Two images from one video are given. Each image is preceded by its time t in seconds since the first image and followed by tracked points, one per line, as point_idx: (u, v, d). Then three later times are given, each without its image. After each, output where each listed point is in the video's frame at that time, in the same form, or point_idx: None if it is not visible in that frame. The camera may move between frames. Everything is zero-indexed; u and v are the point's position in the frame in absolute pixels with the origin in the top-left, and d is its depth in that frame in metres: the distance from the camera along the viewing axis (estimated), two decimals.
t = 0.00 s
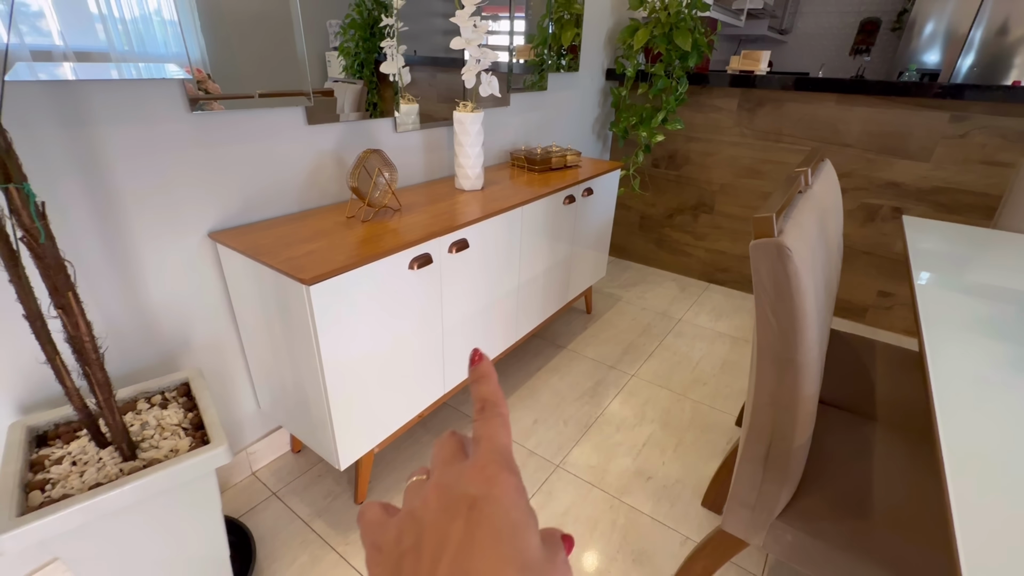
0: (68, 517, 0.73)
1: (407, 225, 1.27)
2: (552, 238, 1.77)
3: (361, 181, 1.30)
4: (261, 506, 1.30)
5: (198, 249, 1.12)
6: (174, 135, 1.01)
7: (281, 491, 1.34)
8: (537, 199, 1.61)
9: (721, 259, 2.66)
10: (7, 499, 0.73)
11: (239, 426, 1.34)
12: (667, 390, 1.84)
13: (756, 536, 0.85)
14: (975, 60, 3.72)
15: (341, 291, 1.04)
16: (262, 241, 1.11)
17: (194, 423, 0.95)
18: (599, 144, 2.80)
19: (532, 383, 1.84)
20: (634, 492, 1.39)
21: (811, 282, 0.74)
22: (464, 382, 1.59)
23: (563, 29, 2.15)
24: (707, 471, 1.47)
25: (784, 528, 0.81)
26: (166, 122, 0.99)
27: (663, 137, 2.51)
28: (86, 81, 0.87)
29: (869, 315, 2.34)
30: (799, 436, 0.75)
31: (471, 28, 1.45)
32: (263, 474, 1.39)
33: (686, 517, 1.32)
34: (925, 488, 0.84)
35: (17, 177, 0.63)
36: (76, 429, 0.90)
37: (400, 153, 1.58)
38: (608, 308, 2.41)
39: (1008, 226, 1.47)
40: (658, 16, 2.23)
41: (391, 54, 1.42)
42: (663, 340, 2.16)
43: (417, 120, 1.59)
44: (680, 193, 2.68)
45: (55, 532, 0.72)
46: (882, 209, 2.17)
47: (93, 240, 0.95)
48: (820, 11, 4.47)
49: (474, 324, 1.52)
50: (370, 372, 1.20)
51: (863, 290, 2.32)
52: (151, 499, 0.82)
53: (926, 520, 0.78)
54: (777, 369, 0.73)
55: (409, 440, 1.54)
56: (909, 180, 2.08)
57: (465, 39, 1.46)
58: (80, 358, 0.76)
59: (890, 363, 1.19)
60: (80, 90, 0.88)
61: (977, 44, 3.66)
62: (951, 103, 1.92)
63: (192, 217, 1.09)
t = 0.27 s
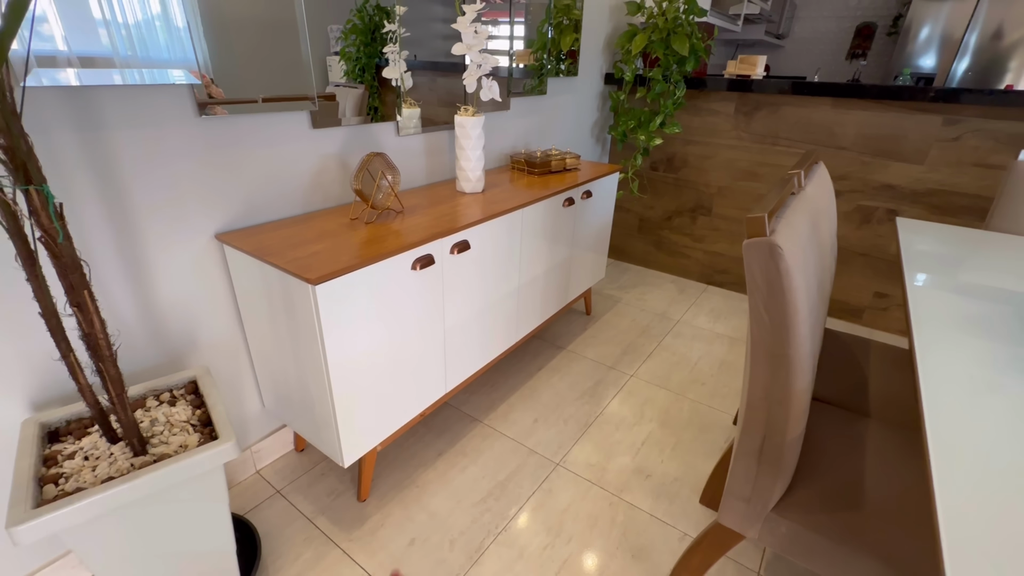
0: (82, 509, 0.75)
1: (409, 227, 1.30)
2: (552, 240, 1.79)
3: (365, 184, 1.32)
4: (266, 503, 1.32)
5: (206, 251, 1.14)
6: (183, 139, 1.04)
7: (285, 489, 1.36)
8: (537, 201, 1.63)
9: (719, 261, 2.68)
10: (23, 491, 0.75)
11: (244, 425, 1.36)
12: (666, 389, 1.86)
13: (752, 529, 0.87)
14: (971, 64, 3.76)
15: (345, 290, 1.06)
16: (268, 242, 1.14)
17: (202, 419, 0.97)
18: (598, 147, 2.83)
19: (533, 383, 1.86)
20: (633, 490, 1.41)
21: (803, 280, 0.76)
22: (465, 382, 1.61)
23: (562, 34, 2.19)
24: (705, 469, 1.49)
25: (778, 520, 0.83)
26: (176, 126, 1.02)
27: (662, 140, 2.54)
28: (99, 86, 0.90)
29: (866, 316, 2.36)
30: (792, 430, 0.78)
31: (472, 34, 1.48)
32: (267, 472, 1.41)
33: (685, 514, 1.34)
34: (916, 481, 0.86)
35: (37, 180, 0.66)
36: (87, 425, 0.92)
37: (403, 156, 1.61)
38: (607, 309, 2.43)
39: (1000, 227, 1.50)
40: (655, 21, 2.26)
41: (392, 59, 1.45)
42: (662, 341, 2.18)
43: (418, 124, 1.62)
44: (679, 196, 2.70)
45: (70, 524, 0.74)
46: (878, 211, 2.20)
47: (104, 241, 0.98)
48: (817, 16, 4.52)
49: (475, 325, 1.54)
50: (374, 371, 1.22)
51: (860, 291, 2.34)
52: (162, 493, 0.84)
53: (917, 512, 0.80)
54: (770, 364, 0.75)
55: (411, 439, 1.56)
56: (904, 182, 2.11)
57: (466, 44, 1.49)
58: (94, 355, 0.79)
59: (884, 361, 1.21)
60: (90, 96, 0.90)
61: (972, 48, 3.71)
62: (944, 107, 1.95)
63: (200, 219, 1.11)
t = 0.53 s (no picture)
0: (109, 489, 0.79)
1: (413, 226, 1.35)
2: (551, 240, 1.85)
3: (371, 185, 1.37)
4: (274, 494, 1.36)
5: (219, 248, 1.19)
6: (200, 140, 1.08)
7: (293, 480, 1.40)
8: (537, 202, 1.69)
9: (714, 262, 2.74)
10: (52, 472, 0.79)
11: (252, 418, 1.40)
12: (662, 386, 1.91)
13: (741, 510, 0.91)
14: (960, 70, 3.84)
15: (354, 285, 1.11)
16: (279, 239, 1.18)
17: (217, 408, 1.01)
18: (595, 151, 2.89)
19: (532, 380, 1.91)
20: (630, 481, 1.46)
21: (788, 273, 0.81)
22: (466, 377, 1.66)
23: (561, 40, 2.25)
24: (699, 462, 1.54)
25: (766, 501, 0.88)
26: (194, 128, 1.07)
27: (657, 143, 2.60)
28: (124, 91, 0.95)
29: (856, 315, 2.42)
30: (778, 414, 0.83)
31: (474, 41, 1.54)
32: (274, 464, 1.45)
33: (680, 503, 1.39)
34: (896, 464, 0.91)
35: (73, 178, 0.70)
36: (107, 413, 0.96)
37: (407, 159, 1.66)
38: (605, 309, 2.49)
39: (982, 227, 1.56)
40: (651, 29, 2.33)
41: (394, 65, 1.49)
42: (658, 339, 2.23)
43: (421, 127, 1.67)
44: (674, 198, 2.76)
45: (97, 503, 0.79)
46: (868, 213, 2.26)
47: (125, 238, 1.02)
48: (810, 23, 4.61)
49: (477, 322, 1.59)
50: (379, 365, 1.26)
51: (851, 291, 2.40)
52: (182, 476, 0.88)
53: (896, 492, 0.85)
54: (758, 352, 0.80)
55: (414, 433, 1.60)
56: (892, 185, 2.17)
57: (469, 51, 1.55)
58: (120, 344, 0.83)
59: (869, 355, 1.26)
60: (113, 99, 0.94)
61: (962, 55, 3.85)
62: (930, 112, 2.02)
63: (214, 218, 1.16)
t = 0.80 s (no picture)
0: (153, 454, 0.86)
1: (425, 220, 1.42)
2: (555, 236, 1.92)
3: (386, 181, 1.46)
4: (292, 474, 1.43)
5: (244, 239, 1.26)
6: (229, 138, 1.16)
7: (309, 462, 1.47)
8: (541, 199, 1.76)
9: (713, 260, 2.81)
10: (100, 439, 0.87)
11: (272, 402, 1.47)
12: (661, 377, 1.98)
13: (734, 481, 0.98)
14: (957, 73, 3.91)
15: (372, 273, 1.18)
16: (301, 231, 1.26)
17: (245, 386, 1.09)
18: (597, 151, 2.97)
19: (536, 371, 1.98)
20: (631, 464, 1.53)
21: (776, 259, 0.88)
22: (474, 366, 1.73)
23: (564, 44, 2.32)
24: (697, 447, 1.61)
25: (756, 471, 0.94)
26: (223, 126, 1.14)
27: (658, 144, 2.67)
28: (161, 91, 1.02)
29: (852, 311, 2.49)
30: (767, 389, 0.89)
31: (483, 45, 1.61)
32: (291, 447, 1.52)
33: (678, 485, 1.46)
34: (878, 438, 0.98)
35: (127, 169, 0.78)
36: (145, 390, 1.04)
37: (418, 157, 1.74)
38: (606, 305, 2.56)
39: (969, 223, 1.63)
40: (652, 33, 2.40)
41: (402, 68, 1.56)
42: (658, 333, 2.30)
43: (431, 127, 1.74)
44: (675, 197, 2.83)
45: (142, 467, 0.86)
46: (862, 211, 2.33)
47: (160, 228, 1.10)
48: (809, 27, 4.69)
49: (484, 313, 1.66)
50: (394, 351, 1.34)
51: (846, 287, 2.47)
52: (216, 446, 0.96)
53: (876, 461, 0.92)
54: (748, 331, 0.87)
55: (424, 419, 1.67)
56: (886, 184, 2.24)
57: (478, 54, 1.63)
58: (163, 322, 0.91)
59: (858, 343, 1.33)
60: (148, 99, 1.01)
61: (959, 58, 3.94)
62: (921, 113, 2.09)
63: (240, 211, 1.24)
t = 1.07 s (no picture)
0: (175, 433, 0.93)
1: (429, 218, 1.49)
2: (554, 235, 1.98)
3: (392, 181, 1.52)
4: (300, 461, 1.49)
5: (257, 235, 1.33)
6: (243, 139, 1.23)
7: (316, 449, 1.54)
8: (541, 199, 1.83)
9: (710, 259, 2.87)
10: (126, 419, 0.93)
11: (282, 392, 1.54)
12: (657, 372, 2.04)
13: (720, 464, 1.04)
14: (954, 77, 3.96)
15: (379, 267, 1.25)
16: (311, 228, 1.32)
17: (259, 372, 1.15)
18: (597, 153, 3.03)
19: (535, 366, 2.04)
20: (626, 454, 1.59)
21: (758, 254, 0.94)
22: (475, 360, 1.79)
23: (565, 48, 2.39)
24: (690, 438, 1.66)
25: (740, 454, 1.00)
26: (238, 128, 1.21)
27: (656, 146, 2.74)
28: (178, 95, 1.08)
29: (845, 310, 2.54)
30: (750, 376, 0.95)
31: (485, 51, 1.68)
32: (299, 436, 1.59)
33: (671, 473, 1.51)
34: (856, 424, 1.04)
35: (156, 167, 0.84)
36: (165, 375, 1.10)
37: (422, 158, 1.80)
38: (605, 303, 2.62)
39: (954, 224, 1.68)
40: (650, 38, 2.47)
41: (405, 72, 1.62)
42: (655, 330, 2.36)
43: (434, 129, 1.81)
44: (672, 198, 2.89)
45: (165, 444, 0.92)
46: (854, 212, 2.39)
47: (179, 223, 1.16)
48: (807, 31, 4.75)
49: (485, 308, 1.72)
50: (398, 342, 1.40)
51: (839, 287, 2.52)
52: (232, 427, 1.02)
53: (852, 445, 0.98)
54: (731, 322, 0.93)
55: (427, 411, 1.73)
56: (878, 186, 2.30)
57: (480, 59, 1.69)
58: (185, 311, 0.97)
59: (843, 337, 1.39)
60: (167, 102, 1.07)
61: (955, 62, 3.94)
62: (911, 117, 2.15)
63: (253, 208, 1.30)
